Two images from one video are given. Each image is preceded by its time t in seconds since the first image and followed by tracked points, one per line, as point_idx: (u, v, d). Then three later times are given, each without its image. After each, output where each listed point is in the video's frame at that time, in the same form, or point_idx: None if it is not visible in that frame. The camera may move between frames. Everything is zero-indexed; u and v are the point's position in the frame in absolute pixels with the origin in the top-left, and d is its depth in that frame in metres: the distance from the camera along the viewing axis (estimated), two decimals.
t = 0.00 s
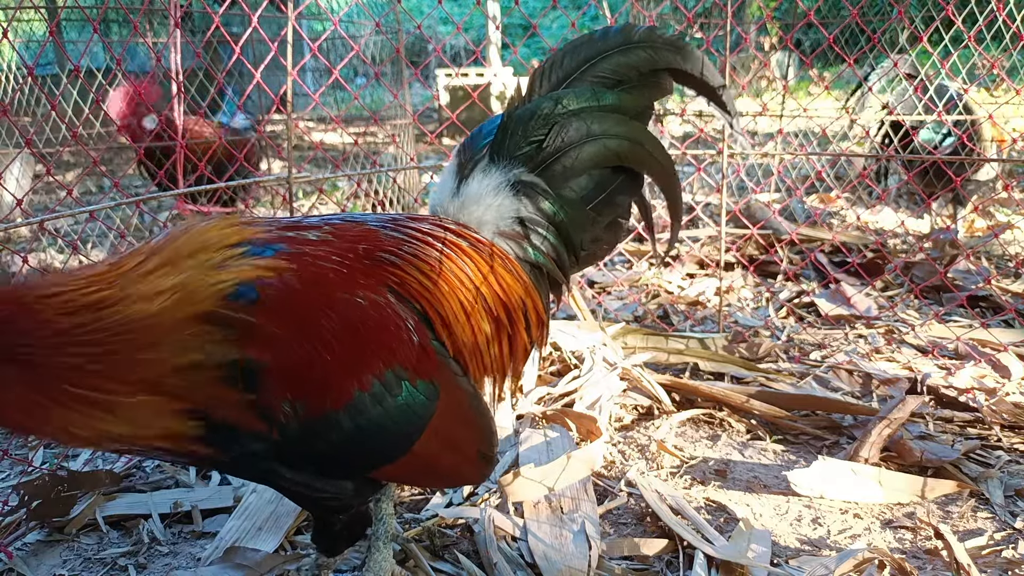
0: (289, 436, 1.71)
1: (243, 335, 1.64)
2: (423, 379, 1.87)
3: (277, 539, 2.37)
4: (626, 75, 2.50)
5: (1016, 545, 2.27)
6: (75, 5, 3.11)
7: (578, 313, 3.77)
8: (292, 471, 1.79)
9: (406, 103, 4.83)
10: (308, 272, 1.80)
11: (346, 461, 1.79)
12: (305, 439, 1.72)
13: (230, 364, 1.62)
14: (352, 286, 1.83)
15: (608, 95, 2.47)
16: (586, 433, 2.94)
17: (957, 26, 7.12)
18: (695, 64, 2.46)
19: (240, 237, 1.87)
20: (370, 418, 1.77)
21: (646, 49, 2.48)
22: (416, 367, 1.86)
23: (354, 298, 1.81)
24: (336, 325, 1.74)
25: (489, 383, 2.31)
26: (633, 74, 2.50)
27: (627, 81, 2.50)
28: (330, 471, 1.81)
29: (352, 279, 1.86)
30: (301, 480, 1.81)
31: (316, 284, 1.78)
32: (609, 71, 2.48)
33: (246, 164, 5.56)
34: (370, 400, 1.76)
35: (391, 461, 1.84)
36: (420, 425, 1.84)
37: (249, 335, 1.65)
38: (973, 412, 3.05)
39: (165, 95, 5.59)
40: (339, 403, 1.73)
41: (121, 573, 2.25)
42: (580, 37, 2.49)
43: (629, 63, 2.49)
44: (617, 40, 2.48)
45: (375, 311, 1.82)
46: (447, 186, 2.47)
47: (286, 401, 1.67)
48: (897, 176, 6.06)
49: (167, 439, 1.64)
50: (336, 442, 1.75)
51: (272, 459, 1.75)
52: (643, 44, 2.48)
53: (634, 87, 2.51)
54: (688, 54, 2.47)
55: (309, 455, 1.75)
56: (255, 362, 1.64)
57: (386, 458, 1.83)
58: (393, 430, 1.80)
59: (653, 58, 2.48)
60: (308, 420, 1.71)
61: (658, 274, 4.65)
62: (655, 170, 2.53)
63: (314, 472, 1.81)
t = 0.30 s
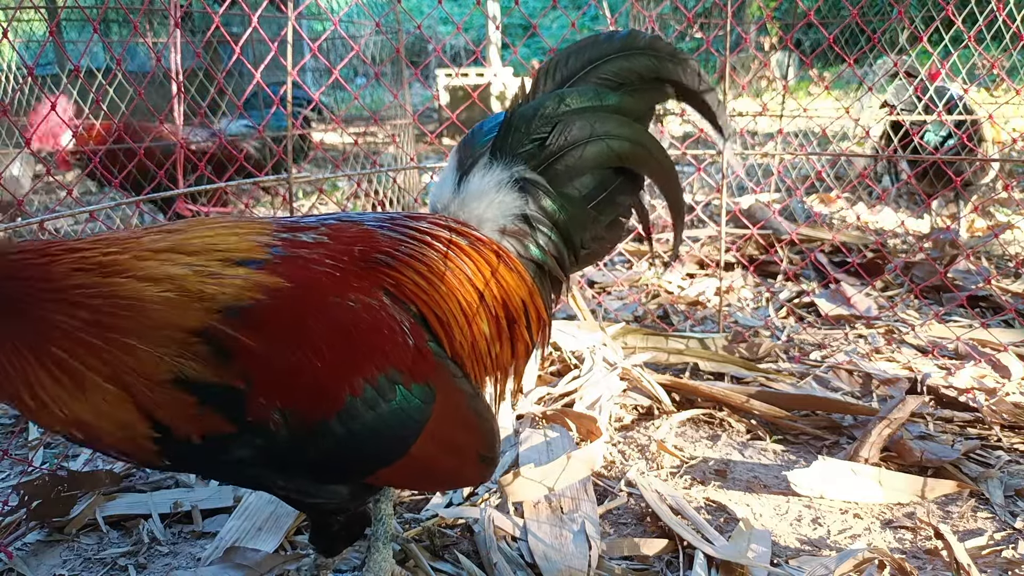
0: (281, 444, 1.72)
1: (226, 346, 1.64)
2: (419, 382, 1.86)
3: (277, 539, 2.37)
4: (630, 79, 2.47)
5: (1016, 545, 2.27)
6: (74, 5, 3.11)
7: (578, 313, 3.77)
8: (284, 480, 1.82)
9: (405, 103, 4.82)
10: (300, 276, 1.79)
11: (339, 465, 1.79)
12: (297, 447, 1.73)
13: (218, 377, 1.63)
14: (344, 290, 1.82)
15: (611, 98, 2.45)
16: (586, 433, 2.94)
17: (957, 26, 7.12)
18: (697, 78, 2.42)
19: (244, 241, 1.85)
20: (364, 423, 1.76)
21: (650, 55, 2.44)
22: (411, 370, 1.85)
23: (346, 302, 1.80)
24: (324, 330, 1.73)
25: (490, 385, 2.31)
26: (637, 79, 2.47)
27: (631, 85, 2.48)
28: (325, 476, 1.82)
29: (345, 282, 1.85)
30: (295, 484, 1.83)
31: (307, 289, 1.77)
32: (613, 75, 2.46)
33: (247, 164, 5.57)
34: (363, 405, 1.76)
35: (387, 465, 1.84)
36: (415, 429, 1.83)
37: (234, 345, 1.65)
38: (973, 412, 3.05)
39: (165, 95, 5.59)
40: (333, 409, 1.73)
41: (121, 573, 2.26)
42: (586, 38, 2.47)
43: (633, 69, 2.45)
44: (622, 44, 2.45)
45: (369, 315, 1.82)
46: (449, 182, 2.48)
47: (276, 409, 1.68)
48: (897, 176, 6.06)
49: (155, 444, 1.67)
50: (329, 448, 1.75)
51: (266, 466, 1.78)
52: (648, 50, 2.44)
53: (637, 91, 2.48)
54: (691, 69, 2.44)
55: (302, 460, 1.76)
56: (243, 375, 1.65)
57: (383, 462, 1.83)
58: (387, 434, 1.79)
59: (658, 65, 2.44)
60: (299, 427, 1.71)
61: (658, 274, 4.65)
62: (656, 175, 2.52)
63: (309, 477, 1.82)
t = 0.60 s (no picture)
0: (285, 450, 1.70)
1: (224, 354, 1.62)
2: (422, 384, 1.86)
3: (277, 539, 2.37)
4: (620, 61, 2.48)
5: (1016, 545, 2.27)
6: (74, 5, 3.11)
7: (578, 313, 3.77)
8: (289, 487, 1.80)
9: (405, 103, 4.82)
10: (296, 282, 1.78)
11: (344, 471, 1.78)
12: (300, 453, 1.72)
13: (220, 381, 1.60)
14: (342, 294, 1.82)
15: (603, 82, 2.47)
16: (586, 433, 2.94)
17: (957, 26, 7.12)
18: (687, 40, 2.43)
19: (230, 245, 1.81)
20: (367, 428, 1.76)
21: (636, 33, 2.47)
22: (414, 373, 1.86)
23: (345, 306, 1.80)
24: (326, 336, 1.73)
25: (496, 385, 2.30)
26: (625, 58, 2.48)
27: (621, 69, 2.49)
28: (329, 481, 1.81)
29: (343, 286, 1.85)
30: (298, 490, 1.81)
31: (305, 293, 1.76)
32: (601, 58, 2.47)
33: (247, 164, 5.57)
34: (366, 410, 1.76)
35: (392, 468, 1.84)
36: (420, 430, 1.84)
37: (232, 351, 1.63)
38: (973, 412, 3.04)
39: (165, 95, 5.59)
40: (336, 413, 1.72)
41: (121, 573, 2.26)
42: (571, 26, 2.49)
43: (620, 49, 2.47)
44: (607, 26, 2.47)
45: (370, 318, 1.82)
46: (450, 184, 2.48)
47: (280, 416, 1.67)
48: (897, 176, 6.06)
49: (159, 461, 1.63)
50: (333, 454, 1.74)
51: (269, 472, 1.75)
52: (633, 29, 2.47)
53: (629, 73, 2.50)
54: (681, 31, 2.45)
55: (304, 467, 1.75)
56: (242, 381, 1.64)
57: (388, 465, 1.83)
58: (392, 437, 1.79)
59: (645, 41, 2.47)
60: (304, 435, 1.70)
61: (658, 274, 4.65)
62: (657, 156, 2.51)
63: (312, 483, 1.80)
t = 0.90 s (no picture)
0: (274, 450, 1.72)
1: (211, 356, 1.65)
2: (415, 388, 1.85)
3: (277, 539, 2.37)
4: (633, 67, 2.43)
5: (1016, 545, 2.27)
6: (74, 6, 3.11)
7: (578, 313, 3.77)
8: (281, 485, 1.81)
9: (405, 103, 4.82)
10: (290, 282, 1.78)
11: (332, 472, 1.78)
12: (288, 453, 1.73)
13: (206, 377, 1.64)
14: (336, 295, 1.80)
15: (616, 90, 2.43)
16: (586, 433, 2.94)
17: (957, 26, 7.12)
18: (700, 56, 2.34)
19: (222, 246, 1.85)
20: (355, 430, 1.76)
21: (653, 40, 2.39)
22: (407, 376, 1.84)
23: (339, 308, 1.79)
24: (320, 338, 1.73)
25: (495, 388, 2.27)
26: (639, 64, 2.43)
27: (634, 75, 2.44)
28: (319, 482, 1.81)
29: (339, 288, 1.83)
30: (289, 490, 1.82)
31: (298, 294, 1.76)
32: (615, 64, 2.43)
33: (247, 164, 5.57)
34: (356, 412, 1.75)
35: (384, 471, 1.83)
36: (411, 435, 1.83)
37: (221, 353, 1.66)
38: (973, 412, 3.05)
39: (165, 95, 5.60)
40: (324, 415, 1.72)
41: (121, 573, 2.26)
42: (586, 29, 2.44)
43: (635, 55, 2.42)
44: (624, 30, 2.40)
45: (366, 321, 1.81)
46: (453, 184, 2.48)
47: (268, 417, 1.69)
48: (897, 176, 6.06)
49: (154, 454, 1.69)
50: (320, 455, 1.74)
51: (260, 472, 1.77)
52: (650, 36, 2.39)
53: (642, 80, 2.45)
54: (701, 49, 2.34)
55: (292, 466, 1.76)
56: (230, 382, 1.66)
57: (379, 468, 1.82)
58: (380, 441, 1.79)
59: (663, 50, 2.39)
60: (289, 436, 1.71)
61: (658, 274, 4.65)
62: (666, 165, 2.50)
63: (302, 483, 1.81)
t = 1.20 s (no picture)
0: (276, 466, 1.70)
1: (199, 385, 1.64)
2: (416, 381, 1.84)
3: (277, 539, 2.37)
4: (655, 94, 2.50)
5: (1016, 545, 2.27)
6: (75, 5, 3.11)
7: (578, 313, 3.77)
8: (288, 499, 1.79)
9: (405, 103, 4.81)
10: (266, 300, 1.76)
11: (342, 480, 1.76)
12: (295, 468, 1.70)
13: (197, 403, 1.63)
14: (319, 304, 1.79)
15: (635, 110, 2.50)
16: (586, 433, 2.94)
17: (957, 26, 7.12)
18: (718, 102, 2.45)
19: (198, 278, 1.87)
20: (360, 436, 1.73)
21: (678, 73, 2.47)
22: (406, 371, 1.82)
23: (322, 315, 1.76)
24: (308, 349, 1.71)
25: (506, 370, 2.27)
26: (661, 94, 2.50)
27: (656, 101, 2.52)
28: (331, 490, 1.78)
29: (318, 296, 1.81)
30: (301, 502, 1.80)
31: (280, 309, 1.75)
32: (638, 88, 2.50)
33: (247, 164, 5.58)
34: (359, 418, 1.73)
35: (394, 472, 1.82)
36: (419, 429, 1.82)
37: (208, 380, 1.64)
38: (973, 412, 3.05)
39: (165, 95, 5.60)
40: (325, 426, 1.69)
41: (121, 573, 2.26)
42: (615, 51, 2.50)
43: (659, 84, 2.48)
44: (651, 60, 2.47)
45: (354, 320, 1.79)
46: (452, 178, 2.49)
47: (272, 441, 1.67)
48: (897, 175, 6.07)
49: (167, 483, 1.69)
50: (330, 464, 1.72)
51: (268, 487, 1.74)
52: (676, 69, 2.47)
53: (663, 107, 2.52)
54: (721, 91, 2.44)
55: (303, 479, 1.73)
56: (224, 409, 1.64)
57: (391, 468, 1.81)
58: (387, 443, 1.77)
59: (687, 85, 2.46)
60: (297, 451, 1.68)
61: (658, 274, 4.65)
62: (673, 190, 2.59)
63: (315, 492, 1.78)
